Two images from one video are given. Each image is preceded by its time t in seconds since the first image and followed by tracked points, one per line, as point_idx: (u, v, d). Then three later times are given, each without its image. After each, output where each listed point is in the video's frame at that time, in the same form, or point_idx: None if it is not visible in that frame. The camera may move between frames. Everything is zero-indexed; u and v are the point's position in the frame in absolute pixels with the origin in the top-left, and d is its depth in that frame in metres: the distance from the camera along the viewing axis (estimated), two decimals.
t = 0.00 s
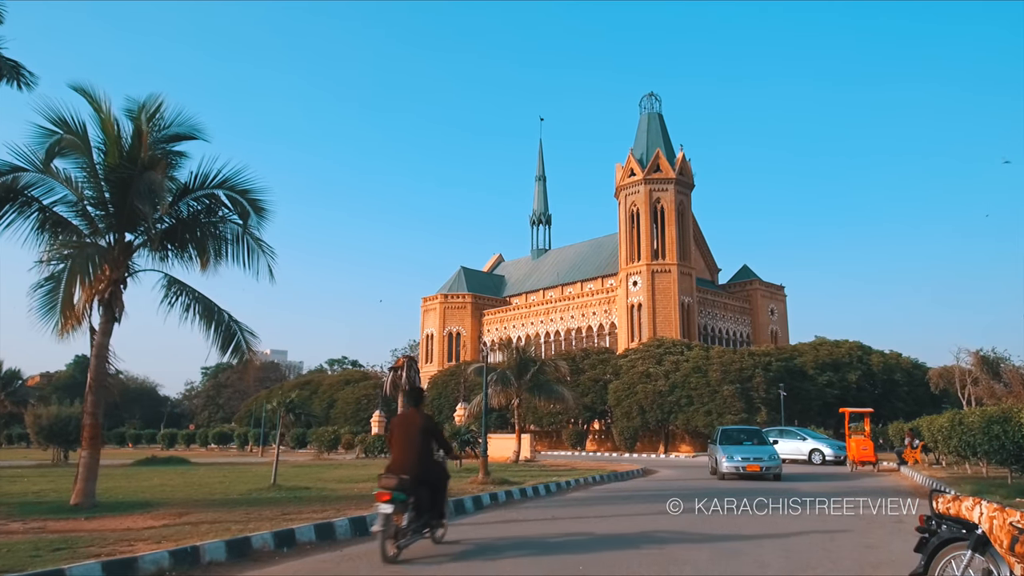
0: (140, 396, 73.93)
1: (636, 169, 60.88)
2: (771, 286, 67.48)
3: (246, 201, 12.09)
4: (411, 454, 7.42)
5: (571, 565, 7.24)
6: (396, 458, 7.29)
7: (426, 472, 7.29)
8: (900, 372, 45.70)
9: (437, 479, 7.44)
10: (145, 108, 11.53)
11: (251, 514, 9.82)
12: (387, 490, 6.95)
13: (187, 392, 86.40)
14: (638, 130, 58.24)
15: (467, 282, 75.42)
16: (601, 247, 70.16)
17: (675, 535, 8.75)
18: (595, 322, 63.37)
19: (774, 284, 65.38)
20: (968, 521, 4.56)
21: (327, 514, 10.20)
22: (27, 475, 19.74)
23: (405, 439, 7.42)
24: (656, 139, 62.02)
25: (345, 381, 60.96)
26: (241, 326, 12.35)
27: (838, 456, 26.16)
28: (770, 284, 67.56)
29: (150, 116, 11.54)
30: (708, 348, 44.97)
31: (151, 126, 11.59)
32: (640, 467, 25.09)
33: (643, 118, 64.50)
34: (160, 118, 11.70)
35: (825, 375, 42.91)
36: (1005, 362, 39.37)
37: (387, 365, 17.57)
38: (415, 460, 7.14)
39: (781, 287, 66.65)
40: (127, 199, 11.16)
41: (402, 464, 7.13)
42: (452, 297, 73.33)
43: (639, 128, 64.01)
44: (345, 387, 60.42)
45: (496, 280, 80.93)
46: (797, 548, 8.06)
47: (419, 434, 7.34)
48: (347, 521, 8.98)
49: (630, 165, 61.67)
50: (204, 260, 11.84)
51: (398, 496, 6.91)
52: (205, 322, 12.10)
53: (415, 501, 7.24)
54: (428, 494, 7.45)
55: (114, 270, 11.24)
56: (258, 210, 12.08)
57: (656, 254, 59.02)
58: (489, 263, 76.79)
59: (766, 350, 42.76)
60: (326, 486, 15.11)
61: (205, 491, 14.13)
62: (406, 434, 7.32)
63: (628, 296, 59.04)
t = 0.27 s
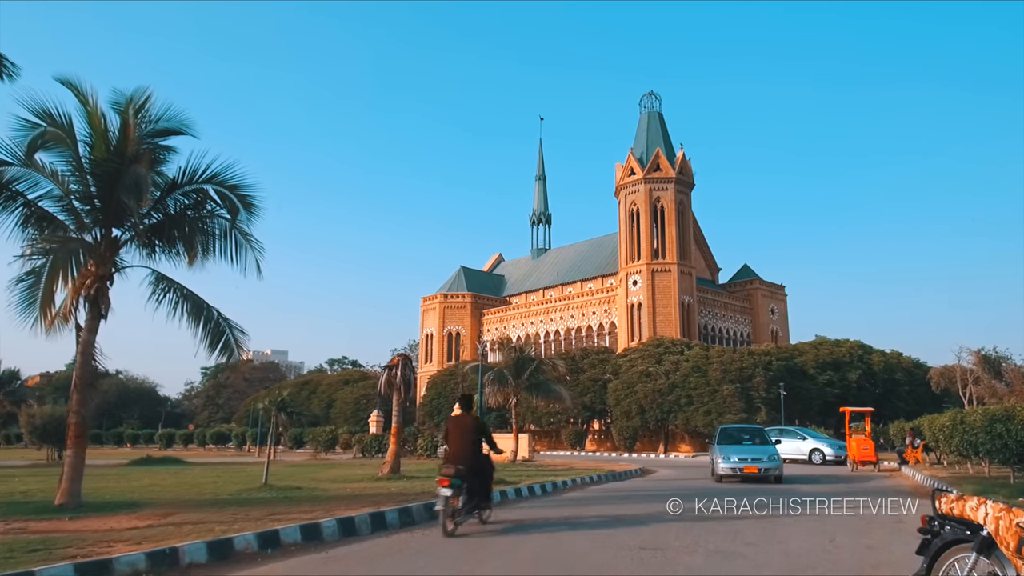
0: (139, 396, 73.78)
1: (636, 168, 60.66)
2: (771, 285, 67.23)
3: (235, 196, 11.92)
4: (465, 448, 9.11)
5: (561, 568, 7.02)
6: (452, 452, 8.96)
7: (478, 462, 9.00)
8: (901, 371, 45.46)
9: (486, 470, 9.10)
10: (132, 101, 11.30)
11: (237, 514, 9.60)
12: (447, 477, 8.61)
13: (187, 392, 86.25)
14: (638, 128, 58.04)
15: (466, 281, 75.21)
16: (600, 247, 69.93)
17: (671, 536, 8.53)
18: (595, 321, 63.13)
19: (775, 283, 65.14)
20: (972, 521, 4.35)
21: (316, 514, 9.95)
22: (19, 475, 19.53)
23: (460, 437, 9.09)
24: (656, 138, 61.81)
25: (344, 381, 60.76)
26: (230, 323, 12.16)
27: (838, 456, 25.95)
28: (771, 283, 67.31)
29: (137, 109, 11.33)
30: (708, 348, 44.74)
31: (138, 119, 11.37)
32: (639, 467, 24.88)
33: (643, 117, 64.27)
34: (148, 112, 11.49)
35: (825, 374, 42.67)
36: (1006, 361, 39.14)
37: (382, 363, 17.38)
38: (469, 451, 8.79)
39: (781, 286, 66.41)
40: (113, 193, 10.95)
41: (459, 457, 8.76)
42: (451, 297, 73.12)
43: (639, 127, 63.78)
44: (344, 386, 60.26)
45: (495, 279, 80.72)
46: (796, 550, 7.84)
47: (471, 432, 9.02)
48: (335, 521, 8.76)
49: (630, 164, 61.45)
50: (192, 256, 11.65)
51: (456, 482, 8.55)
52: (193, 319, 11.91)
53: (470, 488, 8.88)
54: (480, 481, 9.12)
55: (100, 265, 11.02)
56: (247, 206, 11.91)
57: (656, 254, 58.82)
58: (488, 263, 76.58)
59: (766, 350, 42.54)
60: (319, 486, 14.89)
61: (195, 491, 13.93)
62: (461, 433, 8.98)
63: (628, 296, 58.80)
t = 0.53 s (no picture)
0: (137, 396, 73.62)
1: (635, 167, 60.46)
2: (771, 285, 66.99)
3: (224, 194, 11.79)
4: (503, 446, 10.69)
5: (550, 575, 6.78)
6: (494, 450, 10.54)
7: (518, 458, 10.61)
8: (901, 371, 45.23)
9: (523, 466, 10.74)
10: (119, 96, 11.10)
11: (224, 517, 9.41)
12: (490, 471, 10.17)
13: (186, 392, 86.08)
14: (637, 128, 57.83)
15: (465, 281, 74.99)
16: (600, 246, 69.72)
17: (666, 540, 8.33)
18: (594, 321, 62.90)
19: (775, 283, 64.89)
20: (978, 530, 4.15)
21: (304, 517, 9.74)
22: (11, 476, 19.32)
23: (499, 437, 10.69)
24: (655, 137, 61.62)
25: (343, 381, 60.59)
26: (219, 323, 12.05)
27: (838, 457, 25.74)
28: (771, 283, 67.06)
29: (123, 104, 11.12)
30: (707, 348, 44.57)
31: (125, 115, 11.17)
32: (637, 468, 24.65)
33: (643, 116, 64.06)
34: (134, 107, 11.27)
35: (825, 374, 42.45)
36: (1008, 361, 38.90)
37: (376, 363, 17.20)
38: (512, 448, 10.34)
39: (781, 286, 66.17)
40: (99, 190, 10.75)
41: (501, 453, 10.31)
42: (451, 297, 72.90)
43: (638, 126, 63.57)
44: (343, 387, 60.10)
45: (495, 279, 80.53)
46: (795, 555, 7.63)
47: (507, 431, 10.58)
48: (322, 525, 8.55)
49: (630, 164, 61.26)
50: (180, 254, 11.50)
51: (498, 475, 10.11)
52: (181, 318, 11.79)
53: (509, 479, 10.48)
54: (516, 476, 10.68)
55: (86, 264, 10.87)
56: (236, 203, 11.81)
57: (655, 253, 58.59)
58: (488, 263, 76.38)
59: (765, 349, 42.35)
60: (311, 488, 14.68)
61: (185, 492, 13.72)
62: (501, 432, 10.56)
63: (627, 295, 58.60)
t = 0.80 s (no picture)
0: (136, 395, 73.46)
1: (635, 166, 60.25)
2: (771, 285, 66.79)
3: (214, 188, 11.67)
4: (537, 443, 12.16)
5: None
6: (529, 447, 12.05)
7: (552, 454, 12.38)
8: (902, 371, 45.01)
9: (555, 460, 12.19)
10: (107, 89, 10.89)
11: (211, 518, 9.21)
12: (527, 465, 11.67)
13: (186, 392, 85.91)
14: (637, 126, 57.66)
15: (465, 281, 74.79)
16: (600, 246, 69.53)
17: (662, 541, 8.13)
18: (594, 321, 62.68)
19: (775, 282, 64.69)
20: (988, 532, 3.95)
21: (294, 518, 9.52)
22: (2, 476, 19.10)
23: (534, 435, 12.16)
24: (655, 136, 61.42)
25: (342, 381, 60.40)
26: (208, 320, 11.87)
27: (839, 457, 25.54)
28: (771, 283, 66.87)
29: (111, 97, 10.93)
30: (707, 347, 44.36)
31: (113, 108, 10.97)
32: (636, 468, 24.44)
33: (643, 115, 63.85)
34: (123, 100, 11.08)
35: (825, 374, 42.22)
36: (1009, 360, 38.68)
37: (371, 361, 16.99)
38: (549, 443, 12.15)
39: (782, 286, 65.94)
40: (86, 184, 10.54)
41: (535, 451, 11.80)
42: (450, 296, 72.69)
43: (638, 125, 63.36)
44: (342, 386, 59.92)
45: (495, 279, 80.34)
46: (795, 557, 7.41)
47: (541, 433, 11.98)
48: (311, 526, 8.35)
49: (630, 163, 61.05)
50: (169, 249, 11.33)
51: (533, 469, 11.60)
52: (170, 315, 11.59)
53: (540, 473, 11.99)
54: (549, 470, 12.30)
55: (73, 259, 10.66)
56: (226, 198, 11.71)
57: (655, 253, 58.38)
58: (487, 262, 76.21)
59: (765, 349, 42.12)
60: (304, 487, 14.47)
61: (175, 492, 13.52)
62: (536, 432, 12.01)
63: (627, 295, 58.39)
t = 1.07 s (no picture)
0: (134, 395, 73.24)
1: (634, 166, 60.05)
2: (771, 285, 66.56)
3: (202, 184, 11.50)
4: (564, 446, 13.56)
5: None
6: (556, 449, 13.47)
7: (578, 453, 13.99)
8: (903, 371, 44.81)
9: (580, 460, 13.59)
10: (93, 83, 10.65)
11: (197, 521, 8.98)
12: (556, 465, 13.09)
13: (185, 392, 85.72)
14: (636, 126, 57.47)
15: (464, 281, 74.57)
16: (599, 246, 69.33)
17: (659, 545, 7.90)
18: (593, 321, 62.46)
19: (775, 282, 64.46)
20: (1001, 541, 3.86)
21: (283, 521, 9.28)
22: None
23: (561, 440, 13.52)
24: (654, 136, 61.23)
25: (340, 381, 60.13)
26: (197, 318, 11.65)
27: (839, 457, 25.31)
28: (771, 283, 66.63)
29: (97, 91, 10.70)
30: (706, 347, 44.17)
31: (99, 102, 10.76)
32: (634, 469, 24.22)
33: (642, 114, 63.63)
34: (109, 94, 10.86)
35: (825, 374, 42.01)
36: (1010, 360, 38.51)
37: (365, 361, 16.77)
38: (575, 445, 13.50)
39: (781, 286, 65.71)
40: (70, 179, 10.31)
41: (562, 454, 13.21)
42: (449, 296, 72.47)
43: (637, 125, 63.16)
44: (340, 386, 59.69)
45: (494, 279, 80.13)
46: (794, 562, 7.18)
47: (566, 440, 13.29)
48: (298, 530, 8.12)
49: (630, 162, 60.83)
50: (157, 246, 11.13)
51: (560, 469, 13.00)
52: (158, 313, 11.37)
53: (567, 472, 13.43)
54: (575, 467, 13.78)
55: (58, 256, 10.44)
56: (214, 194, 11.57)
57: (655, 253, 58.19)
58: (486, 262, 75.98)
59: (765, 349, 41.90)
60: (295, 489, 14.22)
61: (165, 495, 13.27)
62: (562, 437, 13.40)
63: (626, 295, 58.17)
